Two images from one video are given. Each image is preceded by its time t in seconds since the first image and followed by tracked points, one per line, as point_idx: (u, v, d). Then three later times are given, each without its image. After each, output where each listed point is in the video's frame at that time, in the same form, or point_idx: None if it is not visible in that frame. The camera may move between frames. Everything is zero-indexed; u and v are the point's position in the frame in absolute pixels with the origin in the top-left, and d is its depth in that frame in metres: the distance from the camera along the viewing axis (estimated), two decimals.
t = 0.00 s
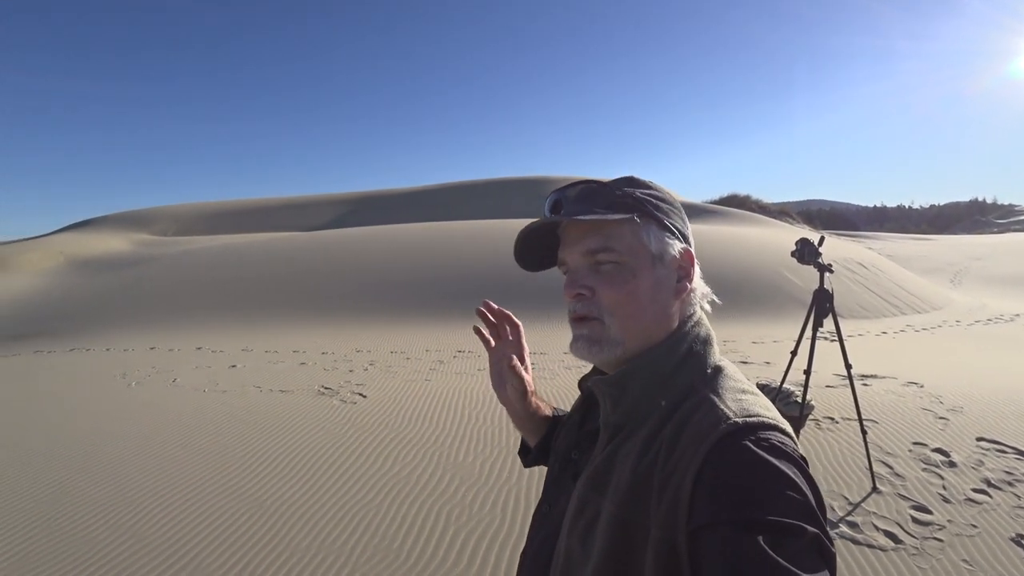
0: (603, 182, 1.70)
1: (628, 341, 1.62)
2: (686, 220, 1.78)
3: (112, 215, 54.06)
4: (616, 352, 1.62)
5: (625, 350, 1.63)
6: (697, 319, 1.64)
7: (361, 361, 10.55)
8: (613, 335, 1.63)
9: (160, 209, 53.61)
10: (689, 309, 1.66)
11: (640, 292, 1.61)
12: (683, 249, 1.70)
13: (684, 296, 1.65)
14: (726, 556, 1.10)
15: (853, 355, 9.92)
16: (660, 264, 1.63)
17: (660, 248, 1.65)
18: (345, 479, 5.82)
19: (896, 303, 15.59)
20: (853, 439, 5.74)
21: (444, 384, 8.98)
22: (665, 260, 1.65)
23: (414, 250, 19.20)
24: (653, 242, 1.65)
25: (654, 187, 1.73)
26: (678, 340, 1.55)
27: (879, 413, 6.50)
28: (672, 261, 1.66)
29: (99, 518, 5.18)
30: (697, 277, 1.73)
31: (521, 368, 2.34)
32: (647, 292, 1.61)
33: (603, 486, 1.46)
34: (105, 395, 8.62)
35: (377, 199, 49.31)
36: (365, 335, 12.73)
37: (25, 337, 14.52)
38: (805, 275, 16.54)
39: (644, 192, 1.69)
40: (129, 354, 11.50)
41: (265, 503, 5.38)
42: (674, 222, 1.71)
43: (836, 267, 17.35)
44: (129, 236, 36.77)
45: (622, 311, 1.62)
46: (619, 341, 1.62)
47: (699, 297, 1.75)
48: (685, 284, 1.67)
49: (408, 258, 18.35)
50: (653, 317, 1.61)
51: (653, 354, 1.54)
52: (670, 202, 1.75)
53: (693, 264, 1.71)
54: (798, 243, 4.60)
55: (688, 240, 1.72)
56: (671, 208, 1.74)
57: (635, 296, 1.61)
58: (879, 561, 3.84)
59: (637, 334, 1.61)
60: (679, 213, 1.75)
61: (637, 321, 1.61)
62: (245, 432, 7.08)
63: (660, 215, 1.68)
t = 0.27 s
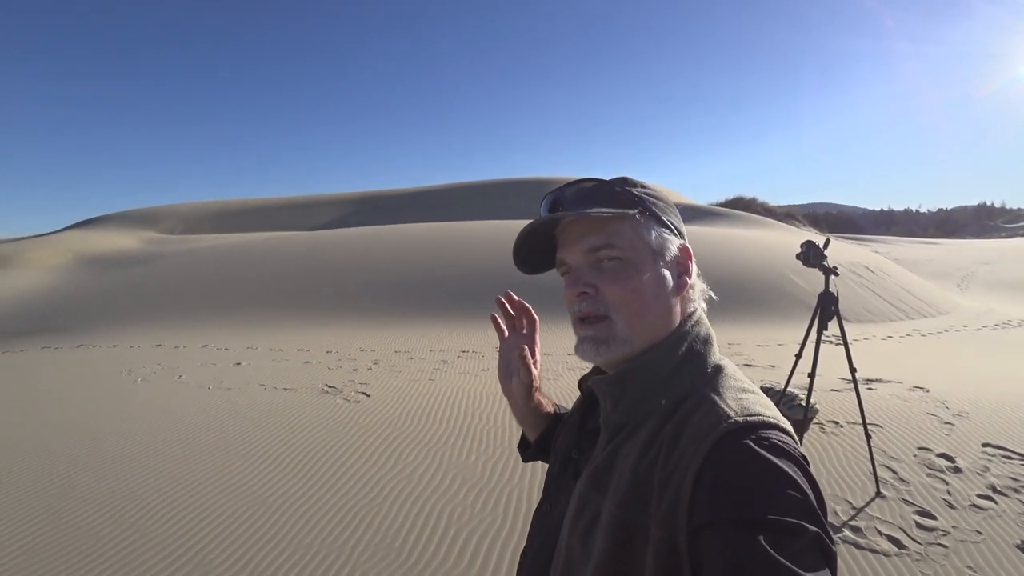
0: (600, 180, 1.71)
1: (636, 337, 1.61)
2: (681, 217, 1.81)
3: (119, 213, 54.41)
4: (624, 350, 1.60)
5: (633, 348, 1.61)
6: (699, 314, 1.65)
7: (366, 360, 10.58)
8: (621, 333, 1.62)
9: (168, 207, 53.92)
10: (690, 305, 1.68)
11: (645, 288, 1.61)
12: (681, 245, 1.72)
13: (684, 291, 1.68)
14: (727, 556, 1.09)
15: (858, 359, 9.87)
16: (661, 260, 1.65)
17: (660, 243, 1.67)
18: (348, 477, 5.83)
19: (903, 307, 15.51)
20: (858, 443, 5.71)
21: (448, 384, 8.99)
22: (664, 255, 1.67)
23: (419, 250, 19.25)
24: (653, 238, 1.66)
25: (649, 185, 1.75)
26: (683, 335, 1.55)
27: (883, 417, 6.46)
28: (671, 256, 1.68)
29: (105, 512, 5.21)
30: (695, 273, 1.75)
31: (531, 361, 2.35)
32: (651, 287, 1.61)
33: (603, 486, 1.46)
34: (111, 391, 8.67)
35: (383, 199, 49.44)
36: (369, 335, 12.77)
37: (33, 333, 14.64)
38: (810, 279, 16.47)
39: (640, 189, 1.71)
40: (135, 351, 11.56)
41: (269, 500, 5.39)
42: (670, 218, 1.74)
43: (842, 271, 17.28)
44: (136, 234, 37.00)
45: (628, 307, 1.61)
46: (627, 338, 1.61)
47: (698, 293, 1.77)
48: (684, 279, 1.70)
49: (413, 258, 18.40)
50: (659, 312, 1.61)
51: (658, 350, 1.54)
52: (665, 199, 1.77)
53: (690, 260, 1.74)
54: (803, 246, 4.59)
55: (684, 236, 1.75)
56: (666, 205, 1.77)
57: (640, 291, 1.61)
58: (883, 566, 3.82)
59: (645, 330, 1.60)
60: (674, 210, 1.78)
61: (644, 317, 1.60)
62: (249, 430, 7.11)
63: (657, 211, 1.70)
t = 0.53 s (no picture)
0: (599, 181, 1.71)
1: (638, 338, 1.60)
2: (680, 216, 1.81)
3: (127, 213, 54.76)
4: (626, 351, 1.60)
5: (635, 349, 1.61)
6: (700, 314, 1.66)
7: (370, 361, 10.59)
8: (623, 334, 1.61)
9: (176, 208, 54.22)
10: (690, 304, 1.68)
11: (645, 289, 1.61)
12: (680, 244, 1.73)
13: (684, 291, 1.68)
14: (728, 553, 1.09)
15: (864, 363, 9.81)
16: (661, 260, 1.65)
17: (659, 243, 1.67)
18: (352, 477, 5.84)
19: (909, 311, 15.42)
20: (863, 447, 5.67)
21: (452, 385, 8.99)
22: (665, 255, 1.67)
23: (424, 251, 19.29)
24: (652, 238, 1.67)
25: (648, 185, 1.75)
26: (685, 335, 1.55)
27: (889, 421, 6.43)
28: (671, 256, 1.68)
29: (110, 510, 5.24)
30: (694, 273, 1.76)
31: (496, 376, 2.38)
32: (652, 288, 1.62)
33: (604, 486, 1.46)
34: (118, 390, 8.71)
35: (388, 200, 49.54)
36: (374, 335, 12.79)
37: (41, 332, 14.74)
38: (817, 282, 16.39)
39: (639, 189, 1.71)
40: (142, 350, 11.62)
41: (273, 499, 5.40)
42: (669, 218, 1.74)
43: (849, 274, 17.20)
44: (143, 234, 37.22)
45: (629, 308, 1.61)
46: (629, 339, 1.61)
47: (698, 291, 1.77)
48: (684, 279, 1.70)
49: (418, 259, 18.43)
50: (660, 313, 1.61)
51: (659, 351, 1.54)
52: (664, 198, 1.78)
53: (689, 259, 1.74)
54: (809, 248, 4.57)
55: (683, 235, 1.77)
56: (665, 204, 1.77)
57: (641, 293, 1.61)
58: (888, 571, 3.79)
59: (647, 331, 1.60)
60: (673, 209, 1.78)
61: (645, 319, 1.60)
62: (254, 429, 7.13)
63: (657, 210, 1.70)
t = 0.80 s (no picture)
0: (599, 186, 1.72)
1: (639, 342, 1.62)
2: (681, 219, 1.82)
3: (134, 213, 55.09)
4: (626, 356, 1.61)
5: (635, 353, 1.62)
6: (701, 317, 1.66)
7: (374, 361, 10.61)
8: (623, 338, 1.62)
9: (182, 208, 54.49)
10: (691, 307, 1.70)
11: (646, 293, 1.62)
12: (680, 248, 1.74)
13: (685, 294, 1.69)
14: (729, 555, 1.09)
15: (870, 367, 9.77)
16: (661, 264, 1.67)
17: (660, 248, 1.68)
18: (356, 476, 5.85)
19: (915, 315, 15.35)
20: (868, 451, 5.65)
21: (456, 386, 9.00)
22: (666, 260, 1.68)
23: (429, 252, 19.33)
24: (653, 243, 1.68)
25: (649, 189, 1.76)
26: (686, 339, 1.56)
27: (895, 426, 6.39)
28: (672, 259, 1.69)
29: (116, 508, 5.27)
30: (695, 276, 1.77)
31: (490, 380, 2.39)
32: (653, 292, 1.63)
33: (604, 488, 1.46)
34: (124, 388, 8.76)
35: (393, 201, 49.65)
36: (378, 336, 12.82)
37: (49, 329, 14.85)
38: (822, 285, 16.33)
39: (640, 194, 1.71)
40: (147, 348, 11.68)
41: (278, 498, 5.42)
42: (670, 221, 1.75)
43: (854, 277, 17.14)
44: (150, 233, 37.44)
45: (630, 313, 1.63)
46: (630, 344, 1.62)
47: (698, 294, 1.79)
48: (685, 283, 1.72)
49: (423, 260, 18.47)
50: (660, 317, 1.62)
51: (659, 354, 1.55)
52: (664, 202, 1.79)
53: (690, 262, 1.75)
54: (814, 251, 4.56)
55: (684, 239, 1.77)
56: (666, 207, 1.78)
57: (642, 296, 1.62)
58: None
59: (648, 335, 1.61)
60: (674, 212, 1.79)
61: (645, 323, 1.62)
62: (258, 428, 7.15)
63: (658, 215, 1.71)
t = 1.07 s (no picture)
0: (599, 188, 1.72)
1: (636, 345, 1.62)
2: (682, 220, 1.81)
3: (137, 211, 55.22)
4: (623, 358, 1.62)
5: (633, 355, 1.63)
6: (700, 319, 1.66)
7: (377, 360, 10.61)
8: (621, 340, 1.63)
9: (186, 207, 54.61)
10: (691, 309, 1.69)
11: (644, 295, 1.62)
12: (681, 250, 1.73)
13: (685, 297, 1.68)
14: (731, 558, 1.09)
15: (873, 369, 9.75)
16: (660, 267, 1.66)
17: (660, 250, 1.67)
18: (358, 475, 5.85)
19: (919, 316, 15.31)
20: (871, 453, 5.64)
21: (458, 385, 9.00)
22: (665, 262, 1.67)
23: (431, 252, 19.34)
24: (652, 245, 1.67)
25: (650, 190, 1.74)
26: (684, 342, 1.56)
27: (898, 428, 6.37)
28: (671, 262, 1.68)
29: (119, 506, 5.27)
30: (696, 277, 1.76)
31: (491, 383, 2.37)
32: (651, 295, 1.63)
33: (604, 490, 1.46)
34: (126, 386, 8.77)
35: (396, 200, 49.69)
36: (381, 335, 12.84)
37: (53, 327, 14.91)
38: (825, 287, 16.30)
39: (640, 195, 1.71)
40: (150, 346, 11.70)
41: (280, 497, 5.42)
42: (670, 223, 1.74)
43: (857, 279, 17.11)
44: (154, 232, 37.58)
45: (628, 315, 1.63)
46: (627, 346, 1.62)
47: (700, 295, 1.77)
48: (685, 285, 1.71)
49: (425, 260, 18.48)
50: (658, 320, 1.62)
51: (658, 357, 1.55)
52: (666, 203, 1.77)
53: (691, 264, 1.74)
54: (819, 252, 4.55)
55: (684, 240, 1.76)
56: (667, 209, 1.77)
57: (639, 299, 1.62)
58: None
59: (646, 337, 1.61)
60: (675, 214, 1.78)
61: (642, 325, 1.62)
62: (261, 427, 7.16)
63: (657, 217, 1.70)
